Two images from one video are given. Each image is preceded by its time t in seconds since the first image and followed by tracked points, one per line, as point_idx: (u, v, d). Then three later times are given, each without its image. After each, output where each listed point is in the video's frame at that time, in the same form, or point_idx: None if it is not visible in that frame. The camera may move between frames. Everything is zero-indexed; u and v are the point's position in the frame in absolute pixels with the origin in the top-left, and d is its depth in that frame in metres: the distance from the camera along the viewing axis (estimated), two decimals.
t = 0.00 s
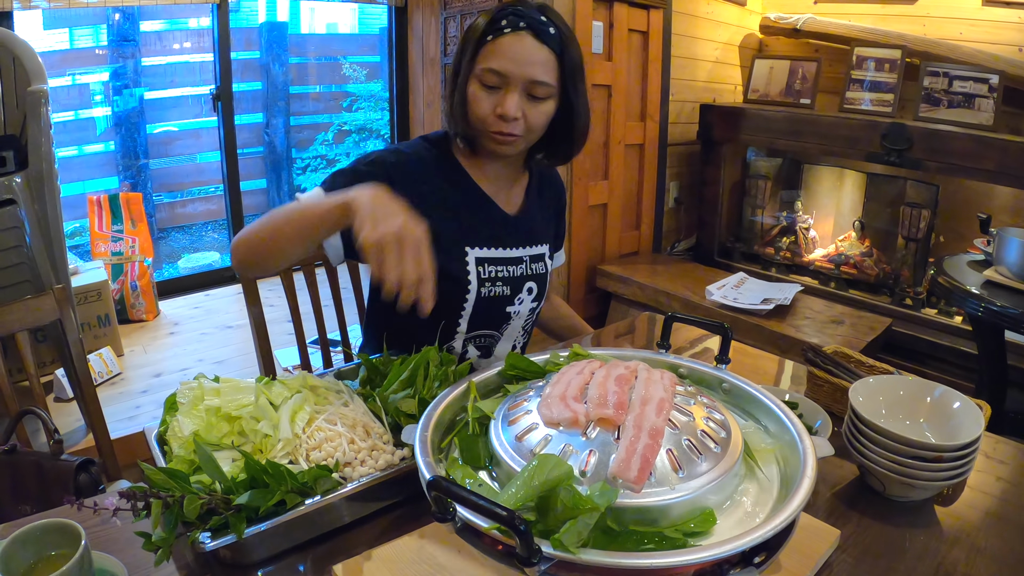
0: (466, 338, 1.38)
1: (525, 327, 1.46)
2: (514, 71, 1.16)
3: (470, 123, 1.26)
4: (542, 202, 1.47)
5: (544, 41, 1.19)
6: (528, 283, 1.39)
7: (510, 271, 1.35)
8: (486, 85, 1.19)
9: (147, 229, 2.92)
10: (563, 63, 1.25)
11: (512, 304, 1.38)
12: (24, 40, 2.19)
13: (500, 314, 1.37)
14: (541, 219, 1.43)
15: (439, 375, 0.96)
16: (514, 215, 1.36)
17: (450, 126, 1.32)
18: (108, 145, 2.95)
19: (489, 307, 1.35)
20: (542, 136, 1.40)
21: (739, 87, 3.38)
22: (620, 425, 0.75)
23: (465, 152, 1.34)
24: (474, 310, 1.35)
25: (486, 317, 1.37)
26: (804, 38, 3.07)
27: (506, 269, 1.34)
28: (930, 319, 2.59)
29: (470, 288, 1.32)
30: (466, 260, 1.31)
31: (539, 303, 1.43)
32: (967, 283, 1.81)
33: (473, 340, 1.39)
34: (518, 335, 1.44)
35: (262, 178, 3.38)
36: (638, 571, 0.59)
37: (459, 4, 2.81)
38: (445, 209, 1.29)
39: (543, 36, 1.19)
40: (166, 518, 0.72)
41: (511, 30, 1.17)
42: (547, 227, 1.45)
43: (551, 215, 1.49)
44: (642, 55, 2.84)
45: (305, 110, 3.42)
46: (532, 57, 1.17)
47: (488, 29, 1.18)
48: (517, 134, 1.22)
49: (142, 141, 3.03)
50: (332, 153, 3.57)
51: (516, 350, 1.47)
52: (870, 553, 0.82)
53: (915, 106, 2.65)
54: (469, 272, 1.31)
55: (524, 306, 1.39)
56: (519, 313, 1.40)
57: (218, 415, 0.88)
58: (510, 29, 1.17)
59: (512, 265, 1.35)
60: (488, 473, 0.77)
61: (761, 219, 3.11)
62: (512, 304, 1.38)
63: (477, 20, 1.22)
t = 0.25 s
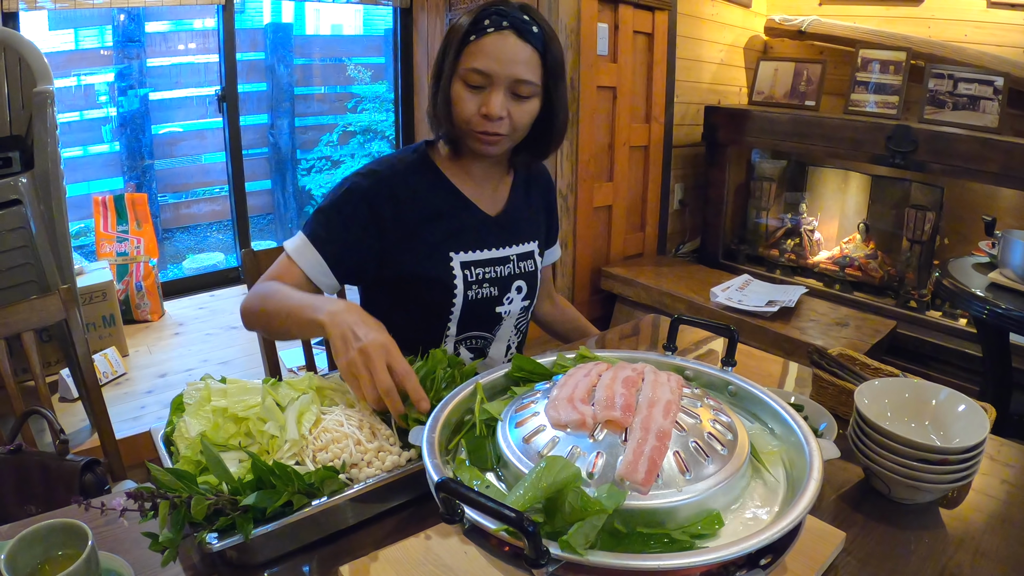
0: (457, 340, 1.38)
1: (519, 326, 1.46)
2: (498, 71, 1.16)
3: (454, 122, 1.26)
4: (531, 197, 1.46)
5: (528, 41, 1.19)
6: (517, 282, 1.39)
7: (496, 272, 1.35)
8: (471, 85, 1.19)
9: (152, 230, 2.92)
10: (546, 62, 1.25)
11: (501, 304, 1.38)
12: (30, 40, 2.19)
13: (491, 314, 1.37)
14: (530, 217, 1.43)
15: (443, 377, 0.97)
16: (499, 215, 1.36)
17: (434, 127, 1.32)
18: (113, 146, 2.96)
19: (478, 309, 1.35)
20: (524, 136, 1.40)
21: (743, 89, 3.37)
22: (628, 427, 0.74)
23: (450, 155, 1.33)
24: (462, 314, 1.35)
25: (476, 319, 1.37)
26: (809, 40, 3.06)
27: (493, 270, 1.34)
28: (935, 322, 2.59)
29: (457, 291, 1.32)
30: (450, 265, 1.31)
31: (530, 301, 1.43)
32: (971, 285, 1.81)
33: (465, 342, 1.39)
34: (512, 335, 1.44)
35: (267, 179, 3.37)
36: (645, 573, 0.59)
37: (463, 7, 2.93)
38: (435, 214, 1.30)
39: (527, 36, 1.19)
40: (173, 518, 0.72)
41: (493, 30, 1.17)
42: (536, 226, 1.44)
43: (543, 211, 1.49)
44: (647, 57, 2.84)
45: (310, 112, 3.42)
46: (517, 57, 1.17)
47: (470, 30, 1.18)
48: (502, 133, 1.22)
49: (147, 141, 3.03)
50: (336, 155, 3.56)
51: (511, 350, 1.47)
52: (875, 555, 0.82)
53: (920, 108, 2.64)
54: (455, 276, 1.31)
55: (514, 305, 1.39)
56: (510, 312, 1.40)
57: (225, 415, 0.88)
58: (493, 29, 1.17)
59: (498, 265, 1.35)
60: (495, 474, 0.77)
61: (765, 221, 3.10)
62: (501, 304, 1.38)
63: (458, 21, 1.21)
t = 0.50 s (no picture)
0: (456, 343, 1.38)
1: (519, 328, 1.45)
2: (493, 70, 1.16)
3: (449, 123, 1.26)
4: (527, 194, 1.47)
5: (522, 39, 1.19)
6: (515, 282, 1.39)
7: (494, 273, 1.35)
8: (465, 84, 1.19)
9: (155, 230, 2.92)
10: (541, 60, 1.24)
11: (500, 305, 1.37)
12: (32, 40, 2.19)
13: (489, 316, 1.37)
14: (526, 218, 1.43)
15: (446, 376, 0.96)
16: (493, 215, 1.36)
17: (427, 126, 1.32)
18: (115, 146, 2.96)
19: (476, 311, 1.35)
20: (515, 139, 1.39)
21: (746, 90, 3.37)
22: (631, 428, 0.74)
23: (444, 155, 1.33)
24: (461, 317, 1.35)
25: (475, 321, 1.36)
26: (812, 40, 3.06)
27: (490, 272, 1.35)
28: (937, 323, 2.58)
29: (454, 294, 1.32)
30: (447, 268, 1.31)
31: (529, 301, 1.43)
32: (974, 286, 1.80)
33: (465, 344, 1.38)
34: (512, 336, 1.43)
35: (269, 179, 3.37)
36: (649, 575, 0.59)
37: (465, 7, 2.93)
38: (433, 214, 1.30)
39: (521, 34, 1.19)
40: (175, 519, 0.71)
41: (487, 28, 1.17)
42: (534, 227, 1.45)
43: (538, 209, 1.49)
44: (649, 57, 2.83)
45: (312, 112, 3.42)
46: (511, 55, 1.17)
47: (464, 28, 1.18)
48: (498, 132, 1.22)
49: (149, 141, 3.03)
50: (338, 155, 3.56)
51: (512, 351, 1.46)
52: (877, 557, 0.82)
53: (923, 109, 2.63)
54: (452, 279, 1.31)
55: (513, 306, 1.39)
56: (508, 313, 1.40)
57: (228, 416, 0.88)
58: (487, 27, 1.17)
59: (496, 266, 1.35)
60: (498, 474, 0.77)
61: (768, 222, 3.10)
62: (500, 306, 1.38)
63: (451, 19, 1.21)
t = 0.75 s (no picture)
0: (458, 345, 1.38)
1: (521, 330, 1.45)
2: (496, 69, 1.17)
3: (452, 125, 1.26)
4: (530, 193, 1.47)
5: (526, 38, 1.19)
6: (517, 284, 1.38)
7: (497, 275, 1.35)
8: (469, 84, 1.19)
9: (155, 230, 2.92)
10: (545, 60, 1.25)
11: (503, 307, 1.37)
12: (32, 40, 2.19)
13: (492, 318, 1.37)
14: (530, 218, 1.43)
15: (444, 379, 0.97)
16: (496, 217, 1.36)
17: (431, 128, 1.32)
18: (116, 146, 2.96)
19: (478, 312, 1.35)
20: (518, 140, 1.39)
21: (747, 90, 3.37)
22: (633, 428, 0.74)
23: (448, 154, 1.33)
24: (463, 318, 1.34)
25: (478, 322, 1.36)
26: (813, 41, 3.06)
27: (492, 273, 1.34)
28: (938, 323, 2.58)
29: (456, 296, 1.31)
30: (450, 269, 1.31)
31: (531, 303, 1.42)
32: (975, 287, 1.80)
33: (467, 345, 1.37)
34: (514, 338, 1.43)
35: (270, 179, 3.37)
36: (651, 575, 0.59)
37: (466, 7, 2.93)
38: (436, 216, 1.30)
39: (525, 33, 1.19)
40: (177, 520, 0.71)
41: (491, 28, 1.17)
42: (537, 228, 1.45)
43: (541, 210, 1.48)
44: (650, 58, 2.83)
45: (313, 112, 3.42)
46: (515, 55, 1.17)
47: (468, 28, 1.18)
48: (502, 132, 1.22)
49: (150, 142, 3.03)
50: (339, 155, 3.57)
51: (513, 353, 1.45)
52: (878, 558, 0.82)
53: (923, 109, 2.63)
54: (454, 280, 1.31)
55: (515, 308, 1.39)
56: (510, 315, 1.39)
57: (229, 416, 0.88)
58: (490, 27, 1.17)
59: (499, 268, 1.35)
60: (500, 475, 0.77)
61: (768, 222, 3.10)
62: (502, 307, 1.37)
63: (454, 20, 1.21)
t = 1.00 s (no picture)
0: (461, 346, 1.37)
1: (524, 332, 1.44)
2: (504, 68, 1.17)
3: (461, 126, 1.26)
4: (536, 193, 1.47)
5: (533, 37, 1.19)
6: (522, 287, 1.37)
7: (501, 276, 1.34)
8: (477, 84, 1.19)
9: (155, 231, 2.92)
10: (553, 59, 1.25)
11: (506, 309, 1.36)
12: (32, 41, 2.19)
13: (495, 321, 1.36)
14: (534, 221, 1.43)
15: (442, 380, 0.98)
16: (502, 219, 1.36)
17: (438, 128, 1.32)
18: (116, 147, 2.96)
19: (482, 314, 1.34)
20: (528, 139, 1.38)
21: (746, 90, 3.37)
22: (632, 428, 0.74)
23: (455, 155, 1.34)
24: (466, 319, 1.34)
25: (481, 324, 1.36)
26: (812, 41, 3.06)
27: (496, 275, 1.34)
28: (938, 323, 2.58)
29: (460, 297, 1.31)
30: (454, 270, 1.31)
31: (535, 306, 1.42)
32: (975, 286, 1.80)
33: (469, 347, 1.37)
34: (517, 341, 1.42)
35: (270, 179, 3.38)
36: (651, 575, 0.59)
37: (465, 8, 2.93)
38: (441, 214, 1.31)
39: (532, 32, 1.19)
40: (177, 520, 0.71)
41: (498, 27, 1.17)
42: (541, 230, 1.44)
43: (547, 214, 1.48)
44: (649, 58, 2.83)
45: (313, 112, 3.43)
46: (523, 54, 1.17)
47: (475, 28, 1.18)
48: (511, 131, 1.22)
49: (150, 142, 3.03)
50: (339, 155, 3.58)
51: (516, 355, 1.45)
52: (878, 557, 0.82)
53: (923, 109, 2.63)
54: (458, 282, 1.31)
55: (519, 311, 1.38)
56: (513, 318, 1.38)
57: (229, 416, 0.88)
58: (497, 26, 1.17)
59: (503, 270, 1.34)
60: (500, 475, 0.77)
61: (768, 222, 3.10)
62: (506, 310, 1.37)
63: (461, 20, 1.21)
